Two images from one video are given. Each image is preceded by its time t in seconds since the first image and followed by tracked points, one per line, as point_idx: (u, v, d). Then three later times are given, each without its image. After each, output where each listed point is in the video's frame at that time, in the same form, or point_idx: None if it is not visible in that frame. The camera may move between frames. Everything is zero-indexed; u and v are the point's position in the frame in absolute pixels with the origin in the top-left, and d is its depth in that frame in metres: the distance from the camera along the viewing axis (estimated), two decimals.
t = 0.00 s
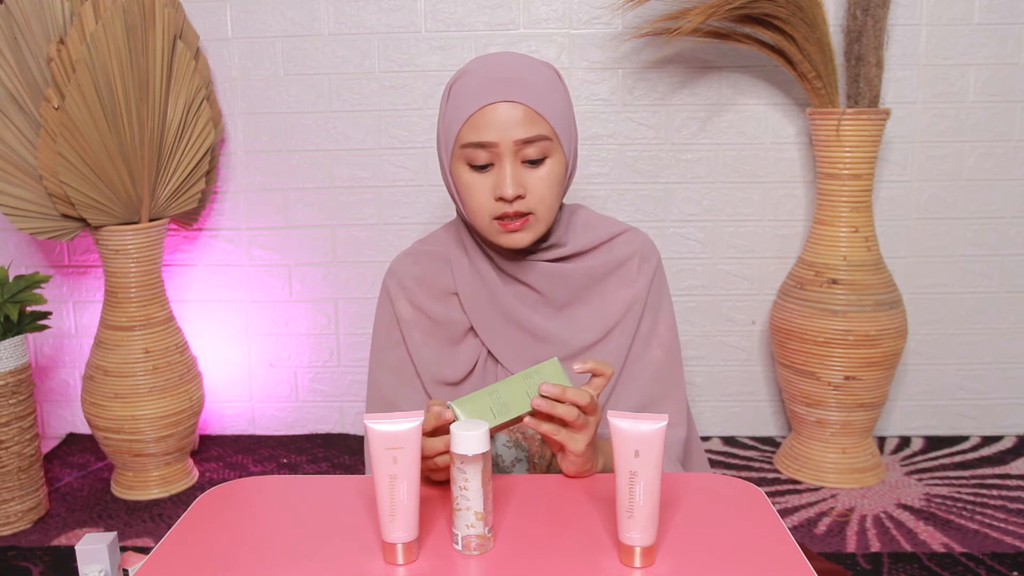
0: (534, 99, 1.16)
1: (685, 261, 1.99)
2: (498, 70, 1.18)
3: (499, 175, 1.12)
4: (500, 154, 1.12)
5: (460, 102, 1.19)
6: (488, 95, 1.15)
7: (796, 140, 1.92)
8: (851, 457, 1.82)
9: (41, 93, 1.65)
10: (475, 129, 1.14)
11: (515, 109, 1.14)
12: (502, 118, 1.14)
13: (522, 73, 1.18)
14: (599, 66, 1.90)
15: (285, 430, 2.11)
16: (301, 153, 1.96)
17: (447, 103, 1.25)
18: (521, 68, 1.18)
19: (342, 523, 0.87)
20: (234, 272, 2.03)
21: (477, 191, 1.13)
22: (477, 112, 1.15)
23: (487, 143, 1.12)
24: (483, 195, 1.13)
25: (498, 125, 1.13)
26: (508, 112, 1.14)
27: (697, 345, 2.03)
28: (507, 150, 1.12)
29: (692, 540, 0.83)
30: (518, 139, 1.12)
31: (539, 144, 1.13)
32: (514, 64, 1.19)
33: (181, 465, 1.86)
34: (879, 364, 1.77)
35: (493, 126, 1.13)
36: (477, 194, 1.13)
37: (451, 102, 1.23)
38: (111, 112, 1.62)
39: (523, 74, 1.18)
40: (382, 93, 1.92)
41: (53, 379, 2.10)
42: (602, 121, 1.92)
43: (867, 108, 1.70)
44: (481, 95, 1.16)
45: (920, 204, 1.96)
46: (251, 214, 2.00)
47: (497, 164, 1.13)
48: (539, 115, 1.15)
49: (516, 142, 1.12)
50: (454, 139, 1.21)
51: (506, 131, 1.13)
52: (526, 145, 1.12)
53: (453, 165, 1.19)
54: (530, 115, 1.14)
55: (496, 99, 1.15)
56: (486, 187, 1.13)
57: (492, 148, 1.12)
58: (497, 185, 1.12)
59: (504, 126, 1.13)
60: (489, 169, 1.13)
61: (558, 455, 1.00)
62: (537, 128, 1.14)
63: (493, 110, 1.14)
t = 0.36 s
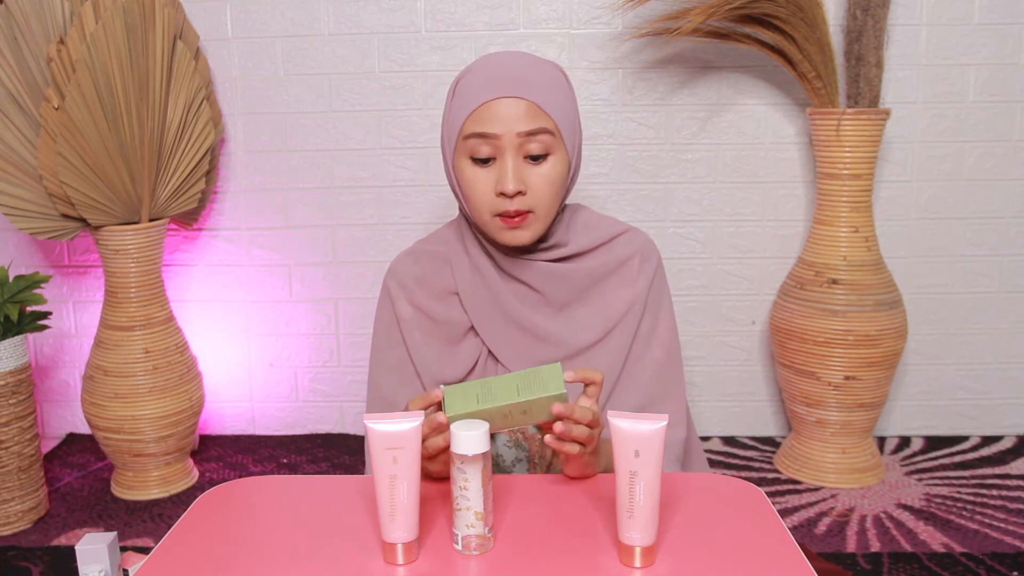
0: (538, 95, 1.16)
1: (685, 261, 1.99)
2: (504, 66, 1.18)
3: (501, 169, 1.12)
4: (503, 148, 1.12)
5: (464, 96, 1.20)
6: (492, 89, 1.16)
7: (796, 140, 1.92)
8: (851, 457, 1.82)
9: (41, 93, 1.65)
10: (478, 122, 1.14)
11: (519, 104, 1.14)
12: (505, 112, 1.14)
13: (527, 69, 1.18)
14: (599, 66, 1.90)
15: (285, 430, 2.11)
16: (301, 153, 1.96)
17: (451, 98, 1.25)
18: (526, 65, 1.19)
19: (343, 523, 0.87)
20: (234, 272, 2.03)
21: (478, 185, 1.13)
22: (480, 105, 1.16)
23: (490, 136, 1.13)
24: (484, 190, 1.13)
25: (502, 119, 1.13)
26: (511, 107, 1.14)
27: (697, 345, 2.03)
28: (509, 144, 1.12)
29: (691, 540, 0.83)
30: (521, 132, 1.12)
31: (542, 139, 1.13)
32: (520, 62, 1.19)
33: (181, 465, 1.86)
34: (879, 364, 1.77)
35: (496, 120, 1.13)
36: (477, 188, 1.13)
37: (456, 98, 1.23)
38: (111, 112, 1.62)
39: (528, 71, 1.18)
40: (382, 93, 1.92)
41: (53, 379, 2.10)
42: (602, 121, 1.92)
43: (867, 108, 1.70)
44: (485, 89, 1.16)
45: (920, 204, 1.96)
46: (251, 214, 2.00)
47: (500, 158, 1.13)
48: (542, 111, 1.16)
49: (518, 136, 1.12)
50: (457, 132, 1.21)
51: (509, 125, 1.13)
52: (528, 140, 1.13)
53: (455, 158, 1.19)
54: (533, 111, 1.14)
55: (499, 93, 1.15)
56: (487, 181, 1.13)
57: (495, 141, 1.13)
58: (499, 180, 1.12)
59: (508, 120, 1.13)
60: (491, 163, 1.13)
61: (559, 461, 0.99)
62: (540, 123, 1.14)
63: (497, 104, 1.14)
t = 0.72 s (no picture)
0: (540, 98, 1.16)
1: (685, 262, 1.99)
2: (506, 68, 1.18)
3: (503, 171, 1.11)
4: (505, 150, 1.12)
5: (466, 99, 1.19)
6: (494, 92, 1.15)
7: (796, 140, 1.92)
8: (851, 457, 1.82)
9: (41, 92, 1.65)
10: (481, 125, 1.14)
11: (521, 107, 1.14)
12: (507, 115, 1.14)
13: (529, 72, 1.18)
14: (600, 66, 1.90)
15: (285, 430, 2.11)
16: (301, 153, 1.96)
17: (453, 99, 1.25)
18: (528, 67, 1.19)
19: (343, 523, 0.87)
20: (234, 272, 2.03)
21: (480, 187, 1.13)
22: (482, 107, 1.15)
23: (492, 139, 1.12)
24: (486, 190, 1.12)
25: (503, 122, 1.13)
26: (513, 109, 1.14)
27: (696, 345, 2.03)
28: (512, 146, 1.12)
29: (691, 540, 0.83)
30: (524, 136, 1.12)
31: (544, 142, 1.13)
32: (521, 63, 1.19)
33: (181, 465, 1.86)
34: (879, 364, 1.77)
35: (497, 124, 1.13)
36: (480, 190, 1.13)
37: (458, 99, 1.23)
38: (111, 112, 1.62)
39: (531, 74, 1.18)
40: (382, 93, 1.92)
41: (53, 379, 2.11)
42: (602, 121, 1.92)
43: (867, 108, 1.70)
44: (487, 91, 1.16)
45: (921, 204, 1.96)
46: (251, 214, 2.00)
47: (502, 160, 1.12)
48: (543, 113, 1.15)
49: (521, 138, 1.12)
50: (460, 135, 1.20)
51: (511, 127, 1.13)
52: (531, 142, 1.12)
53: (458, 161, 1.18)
54: (536, 114, 1.14)
55: (500, 96, 1.15)
56: (489, 183, 1.12)
57: (497, 144, 1.12)
58: (501, 182, 1.11)
59: (508, 123, 1.13)
60: (493, 165, 1.13)
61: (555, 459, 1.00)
62: (542, 126, 1.14)
63: (499, 107, 1.14)
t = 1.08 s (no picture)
0: (540, 101, 1.15)
1: (685, 262, 1.99)
2: (507, 70, 1.18)
3: (500, 174, 1.11)
4: (503, 153, 1.11)
5: (467, 100, 1.19)
6: (494, 94, 1.15)
7: (796, 140, 1.92)
8: (851, 457, 1.82)
9: (41, 93, 1.65)
10: (480, 127, 1.14)
11: (520, 109, 1.14)
12: (507, 117, 1.13)
13: (530, 74, 1.17)
14: (600, 66, 1.90)
15: (285, 430, 2.11)
16: (301, 153, 1.96)
17: (454, 98, 1.25)
18: (529, 69, 1.18)
19: (343, 523, 0.87)
20: (234, 272, 2.03)
21: (478, 189, 1.12)
22: (482, 109, 1.15)
23: (491, 142, 1.11)
24: (483, 192, 1.12)
25: (503, 124, 1.13)
26: (513, 111, 1.14)
27: (696, 345, 2.03)
28: (510, 149, 1.11)
29: (690, 540, 0.83)
30: (523, 139, 1.11)
31: (543, 146, 1.12)
32: (522, 65, 1.19)
33: (181, 465, 1.86)
34: (879, 364, 1.77)
35: (497, 125, 1.13)
36: (477, 192, 1.12)
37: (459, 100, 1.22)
38: (111, 112, 1.62)
39: (533, 75, 1.18)
40: (382, 93, 1.92)
41: (53, 379, 2.11)
42: (602, 121, 1.92)
43: (867, 108, 1.70)
44: (488, 93, 1.16)
45: (921, 204, 1.96)
46: (251, 214, 2.00)
47: (500, 163, 1.12)
48: (543, 116, 1.15)
49: (520, 142, 1.11)
50: (459, 136, 1.20)
51: (510, 130, 1.12)
52: (529, 146, 1.12)
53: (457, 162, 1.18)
54: (535, 116, 1.14)
55: (501, 98, 1.15)
56: (487, 185, 1.12)
57: (495, 147, 1.12)
58: (499, 185, 1.11)
59: (508, 125, 1.13)
60: (491, 167, 1.12)
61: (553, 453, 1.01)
62: (541, 129, 1.14)
63: (498, 109, 1.14)
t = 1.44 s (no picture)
0: (538, 100, 1.15)
1: (685, 262, 1.99)
2: (503, 70, 1.18)
3: (499, 175, 1.11)
4: (501, 154, 1.12)
5: (464, 103, 1.19)
6: (492, 95, 1.15)
7: (796, 140, 1.92)
8: (851, 457, 1.82)
9: (41, 92, 1.65)
10: (477, 129, 1.14)
11: (517, 109, 1.14)
12: (504, 117, 1.13)
13: (527, 73, 1.17)
14: (600, 66, 1.90)
15: (285, 430, 2.11)
16: (301, 153, 1.96)
17: (451, 101, 1.25)
18: (526, 68, 1.18)
19: (343, 523, 0.87)
20: (234, 272, 2.03)
21: (478, 190, 1.12)
22: (479, 111, 1.15)
23: (489, 143, 1.11)
24: (483, 194, 1.12)
25: (501, 125, 1.13)
26: (510, 111, 1.14)
27: (696, 345, 2.03)
28: (508, 150, 1.12)
29: (690, 540, 0.83)
30: (520, 139, 1.11)
31: (541, 145, 1.13)
32: (519, 64, 1.19)
33: (181, 465, 1.86)
34: (879, 364, 1.77)
35: (494, 126, 1.13)
36: (477, 194, 1.13)
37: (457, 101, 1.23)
38: (111, 112, 1.62)
39: (530, 75, 1.18)
40: (382, 93, 1.92)
41: (53, 379, 2.11)
42: (602, 121, 1.92)
43: (867, 109, 1.70)
44: (485, 94, 1.16)
45: (921, 204, 1.96)
46: (251, 214, 2.00)
47: (498, 164, 1.12)
48: (541, 116, 1.15)
49: (517, 142, 1.11)
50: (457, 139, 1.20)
51: (507, 130, 1.12)
52: (528, 146, 1.12)
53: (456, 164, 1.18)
54: (533, 116, 1.14)
55: (498, 98, 1.15)
56: (486, 187, 1.12)
57: (494, 148, 1.12)
58: (498, 186, 1.11)
59: (506, 126, 1.13)
60: (490, 168, 1.12)
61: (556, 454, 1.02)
62: (539, 128, 1.14)
63: (495, 110, 1.14)
